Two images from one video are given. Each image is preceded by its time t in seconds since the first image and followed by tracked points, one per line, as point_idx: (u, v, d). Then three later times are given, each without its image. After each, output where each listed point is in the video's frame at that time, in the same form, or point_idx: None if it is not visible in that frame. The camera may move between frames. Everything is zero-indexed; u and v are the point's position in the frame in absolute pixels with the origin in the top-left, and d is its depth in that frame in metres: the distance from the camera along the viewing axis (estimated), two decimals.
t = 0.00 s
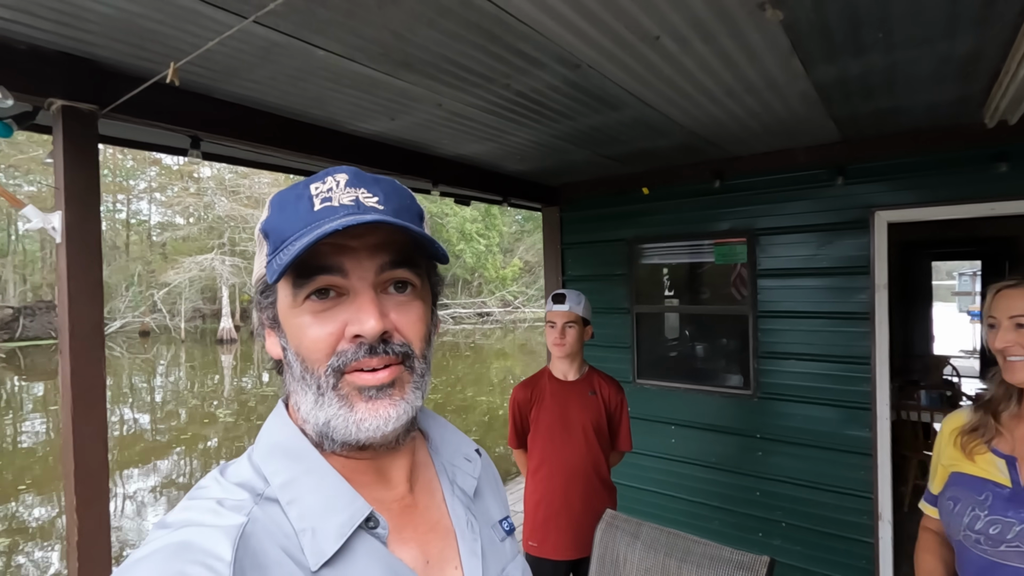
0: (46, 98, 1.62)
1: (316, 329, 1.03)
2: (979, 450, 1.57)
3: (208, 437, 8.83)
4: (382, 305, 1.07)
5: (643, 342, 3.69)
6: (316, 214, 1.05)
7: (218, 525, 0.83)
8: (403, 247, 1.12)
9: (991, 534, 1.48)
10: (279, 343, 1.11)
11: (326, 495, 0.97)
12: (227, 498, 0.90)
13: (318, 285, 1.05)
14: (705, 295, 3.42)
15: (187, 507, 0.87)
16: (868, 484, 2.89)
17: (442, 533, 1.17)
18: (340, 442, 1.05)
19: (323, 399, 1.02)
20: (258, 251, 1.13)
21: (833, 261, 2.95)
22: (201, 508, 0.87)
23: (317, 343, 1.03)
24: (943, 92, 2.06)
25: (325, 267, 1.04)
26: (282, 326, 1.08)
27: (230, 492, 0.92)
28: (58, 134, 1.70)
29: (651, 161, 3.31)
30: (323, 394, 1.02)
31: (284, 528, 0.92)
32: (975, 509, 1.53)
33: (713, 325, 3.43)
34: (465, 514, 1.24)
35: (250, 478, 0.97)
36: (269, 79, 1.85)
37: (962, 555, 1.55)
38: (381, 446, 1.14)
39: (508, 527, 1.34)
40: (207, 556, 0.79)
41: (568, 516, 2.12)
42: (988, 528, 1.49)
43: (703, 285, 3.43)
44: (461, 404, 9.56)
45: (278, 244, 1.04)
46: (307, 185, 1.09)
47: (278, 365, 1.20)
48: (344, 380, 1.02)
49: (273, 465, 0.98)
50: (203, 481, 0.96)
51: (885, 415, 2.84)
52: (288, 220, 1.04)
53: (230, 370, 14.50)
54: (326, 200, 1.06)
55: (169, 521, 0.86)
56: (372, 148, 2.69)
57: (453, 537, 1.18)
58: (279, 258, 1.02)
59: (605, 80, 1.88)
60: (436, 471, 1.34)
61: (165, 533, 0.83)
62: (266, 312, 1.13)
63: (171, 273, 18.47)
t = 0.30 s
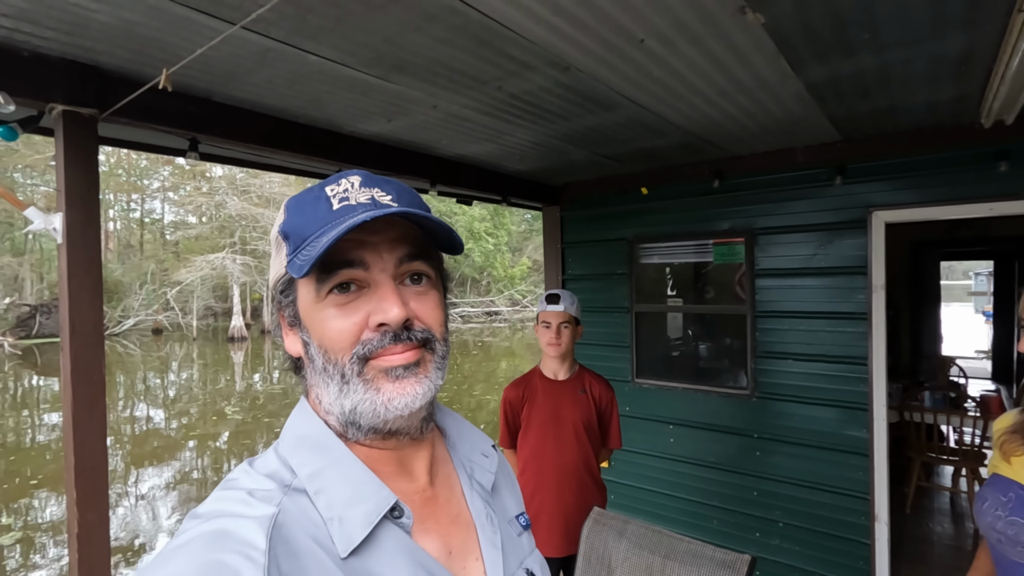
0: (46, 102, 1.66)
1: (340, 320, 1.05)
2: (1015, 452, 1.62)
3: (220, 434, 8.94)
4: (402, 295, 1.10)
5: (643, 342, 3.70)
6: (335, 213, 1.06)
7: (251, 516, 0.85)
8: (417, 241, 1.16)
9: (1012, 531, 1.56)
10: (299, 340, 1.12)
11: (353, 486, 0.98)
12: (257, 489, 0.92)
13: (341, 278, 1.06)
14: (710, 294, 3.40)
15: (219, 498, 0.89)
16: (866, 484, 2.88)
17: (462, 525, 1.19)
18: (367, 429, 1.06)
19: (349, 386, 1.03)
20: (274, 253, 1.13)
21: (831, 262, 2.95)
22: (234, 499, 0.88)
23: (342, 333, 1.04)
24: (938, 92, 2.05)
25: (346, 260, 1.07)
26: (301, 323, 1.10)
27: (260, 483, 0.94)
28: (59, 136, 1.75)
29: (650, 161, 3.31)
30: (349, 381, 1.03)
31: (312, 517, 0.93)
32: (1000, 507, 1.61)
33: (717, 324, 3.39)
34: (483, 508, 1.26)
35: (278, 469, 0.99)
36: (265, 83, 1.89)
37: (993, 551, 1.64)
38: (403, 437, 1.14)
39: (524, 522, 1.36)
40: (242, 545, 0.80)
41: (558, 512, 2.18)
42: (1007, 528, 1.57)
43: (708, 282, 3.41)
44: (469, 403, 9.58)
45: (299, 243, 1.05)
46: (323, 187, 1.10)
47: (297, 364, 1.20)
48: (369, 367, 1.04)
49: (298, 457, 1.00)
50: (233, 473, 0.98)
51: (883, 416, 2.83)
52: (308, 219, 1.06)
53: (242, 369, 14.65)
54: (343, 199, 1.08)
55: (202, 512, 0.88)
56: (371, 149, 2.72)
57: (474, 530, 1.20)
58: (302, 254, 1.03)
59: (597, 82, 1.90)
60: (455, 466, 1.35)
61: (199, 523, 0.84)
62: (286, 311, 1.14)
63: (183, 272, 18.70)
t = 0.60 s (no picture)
0: (47, 106, 1.70)
1: (375, 319, 0.96)
2: (999, 444, 1.75)
3: (229, 431, 9.06)
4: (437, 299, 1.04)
5: (642, 342, 3.70)
6: (375, 217, 1.01)
7: (266, 513, 0.81)
8: (450, 247, 1.11)
9: (989, 515, 1.68)
10: (318, 339, 1.02)
11: (365, 483, 0.93)
12: (272, 485, 0.87)
13: (381, 277, 0.97)
14: (714, 294, 3.37)
15: (235, 495, 0.84)
16: (864, 486, 2.87)
17: (467, 526, 1.08)
18: (394, 428, 0.99)
19: (378, 385, 0.95)
20: (289, 254, 1.03)
21: (829, 262, 2.94)
22: (248, 495, 0.84)
23: (376, 331, 0.96)
24: (933, 92, 2.04)
25: (388, 260, 0.98)
26: (325, 320, 0.99)
27: (273, 481, 0.88)
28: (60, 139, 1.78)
29: (649, 162, 3.32)
30: (379, 380, 0.96)
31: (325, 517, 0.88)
32: (983, 492, 1.73)
33: (720, 325, 3.37)
34: (486, 508, 1.15)
35: (289, 467, 0.93)
36: (261, 86, 1.92)
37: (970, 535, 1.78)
38: (415, 435, 1.05)
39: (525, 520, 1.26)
40: (261, 544, 0.77)
41: (550, 510, 2.22)
42: (981, 512, 1.71)
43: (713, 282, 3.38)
44: (475, 402, 9.61)
45: (338, 243, 0.97)
46: (355, 190, 1.05)
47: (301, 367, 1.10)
48: (402, 367, 0.97)
49: (311, 454, 0.94)
50: (243, 471, 0.92)
51: (881, 417, 2.82)
52: (347, 220, 0.99)
53: (251, 367, 14.79)
54: (382, 203, 1.03)
55: (215, 508, 0.83)
56: (369, 151, 2.75)
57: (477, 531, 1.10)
58: (342, 252, 0.95)
59: (588, 84, 1.91)
60: (456, 467, 1.23)
61: (214, 521, 0.80)
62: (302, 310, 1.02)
63: (193, 271, 18.90)
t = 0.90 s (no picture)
0: (58, 109, 1.75)
1: (419, 307, 0.98)
2: (947, 426, 1.81)
3: (241, 429, 9.16)
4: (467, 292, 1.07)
5: (645, 341, 3.71)
6: (418, 206, 1.04)
7: (263, 517, 0.77)
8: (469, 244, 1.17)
9: (918, 485, 1.74)
10: (346, 326, 0.99)
11: (363, 482, 0.91)
12: (266, 488, 0.84)
13: (427, 265, 0.99)
14: (720, 293, 3.36)
15: (226, 501, 0.80)
16: (866, 486, 2.86)
17: (461, 522, 1.09)
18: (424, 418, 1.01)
19: (416, 374, 0.98)
20: (312, 237, 0.97)
21: (831, 262, 2.93)
22: (242, 500, 0.80)
23: (420, 319, 0.98)
24: (933, 91, 2.03)
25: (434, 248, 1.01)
26: (358, 305, 0.98)
27: (267, 484, 0.85)
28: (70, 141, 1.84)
29: (651, 161, 3.32)
30: (418, 369, 0.98)
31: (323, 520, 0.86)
32: (915, 467, 1.78)
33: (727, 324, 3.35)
34: (479, 505, 1.17)
35: (283, 470, 0.90)
36: (263, 89, 1.96)
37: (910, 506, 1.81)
38: (415, 433, 1.08)
39: (514, 517, 1.26)
40: (260, 549, 0.73)
41: (549, 507, 2.24)
42: (918, 479, 1.74)
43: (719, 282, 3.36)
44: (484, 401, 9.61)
45: (384, 226, 0.97)
46: (388, 179, 1.07)
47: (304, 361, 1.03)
48: (440, 356, 1.00)
49: (306, 457, 0.91)
50: (233, 477, 0.88)
51: (883, 417, 2.81)
52: (388, 207, 1.00)
53: (262, 365, 14.91)
54: (421, 195, 1.07)
55: (207, 515, 0.79)
56: (372, 151, 2.78)
57: (471, 527, 1.11)
58: (391, 236, 0.96)
59: (585, 85, 1.93)
60: (447, 467, 1.24)
61: (207, 528, 0.76)
62: (326, 296, 0.97)
63: (205, 270, 19.08)
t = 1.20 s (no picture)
0: (77, 116, 1.81)
1: (362, 315, 0.96)
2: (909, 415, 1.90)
3: (251, 426, 9.30)
4: (424, 296, 1.00)
5: (650, 341, 3.74)
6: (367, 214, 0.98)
7: (270, 511, 0.79)
8: (446, 245, 1.08)
9: (875, 464, 1.84)
10: (317, 335, 1.02)
11: (366, 479, 0.93)
12: (271, 484, 0.86)
13: (366, 273, 0.98)
14: (727, 294, 3.37)
15: (233, 495, 0.82)
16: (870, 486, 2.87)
17: (458, 520, 1.12)
18: (379, 427, 0.97)
19: (362, 383, 0.94)
20: (302, 249, 1.05)
21: (835, 263, 2.94)
22: (249, 494, 0.82)
23: (363, 327, 0.96)
24: (934, 93, 2.04)
25: (375, 256, 0.98)
26: (320, 316, 1.01)
27: (273, 480, 0.87)
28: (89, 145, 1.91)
29: (656, 162, 3.34)
30: (363, 378, 0.94)
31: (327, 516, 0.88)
32: (872, 450, 1.88)
33: (733, 325, 3.36)
34: (476, 503, 1.19)
35: (287, 467, 0.92)
36: (274, 95, 2.01)
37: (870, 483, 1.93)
38: (407, 436, 1.06)
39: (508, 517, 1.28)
40: (267, 541, 0.75)
41: (553, 503, 2.28)
42: (875, 455, 1.83)
43: (724, 282, 3.38)
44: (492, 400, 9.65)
45: (328, 240, 0.96)
46: (358, 190, 1.04)
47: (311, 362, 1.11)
48: (385, 366, 0.95)
49: (308, 455, 0.93)
50: (239, 473, 0.90)
51: (887, 417, 2.81)
52: (341, 219, 0.98)
53: (272, 363, 15.06)
54: (376, 203, 0.99)
55: (215, 509, 0.81)
56: (380, 154, 2.83)
57: (469, 524, 1.14)
58: (333, 247, 0.95)
59: (588, 89, 1.96)
60: (444, 467, 1.27)
61: (215, 521, 0.78)
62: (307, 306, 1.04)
63: (216, 269, 19.29)
